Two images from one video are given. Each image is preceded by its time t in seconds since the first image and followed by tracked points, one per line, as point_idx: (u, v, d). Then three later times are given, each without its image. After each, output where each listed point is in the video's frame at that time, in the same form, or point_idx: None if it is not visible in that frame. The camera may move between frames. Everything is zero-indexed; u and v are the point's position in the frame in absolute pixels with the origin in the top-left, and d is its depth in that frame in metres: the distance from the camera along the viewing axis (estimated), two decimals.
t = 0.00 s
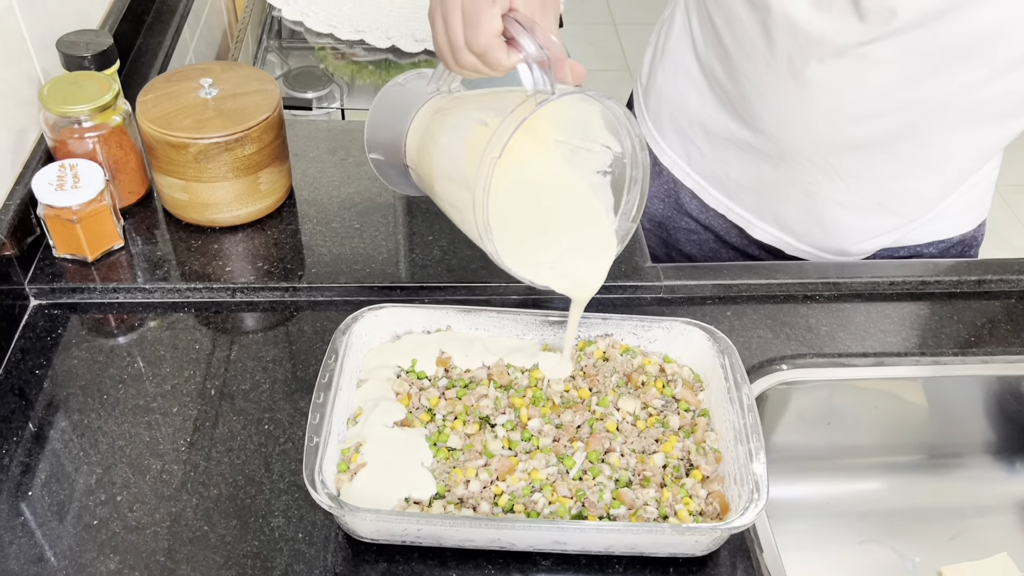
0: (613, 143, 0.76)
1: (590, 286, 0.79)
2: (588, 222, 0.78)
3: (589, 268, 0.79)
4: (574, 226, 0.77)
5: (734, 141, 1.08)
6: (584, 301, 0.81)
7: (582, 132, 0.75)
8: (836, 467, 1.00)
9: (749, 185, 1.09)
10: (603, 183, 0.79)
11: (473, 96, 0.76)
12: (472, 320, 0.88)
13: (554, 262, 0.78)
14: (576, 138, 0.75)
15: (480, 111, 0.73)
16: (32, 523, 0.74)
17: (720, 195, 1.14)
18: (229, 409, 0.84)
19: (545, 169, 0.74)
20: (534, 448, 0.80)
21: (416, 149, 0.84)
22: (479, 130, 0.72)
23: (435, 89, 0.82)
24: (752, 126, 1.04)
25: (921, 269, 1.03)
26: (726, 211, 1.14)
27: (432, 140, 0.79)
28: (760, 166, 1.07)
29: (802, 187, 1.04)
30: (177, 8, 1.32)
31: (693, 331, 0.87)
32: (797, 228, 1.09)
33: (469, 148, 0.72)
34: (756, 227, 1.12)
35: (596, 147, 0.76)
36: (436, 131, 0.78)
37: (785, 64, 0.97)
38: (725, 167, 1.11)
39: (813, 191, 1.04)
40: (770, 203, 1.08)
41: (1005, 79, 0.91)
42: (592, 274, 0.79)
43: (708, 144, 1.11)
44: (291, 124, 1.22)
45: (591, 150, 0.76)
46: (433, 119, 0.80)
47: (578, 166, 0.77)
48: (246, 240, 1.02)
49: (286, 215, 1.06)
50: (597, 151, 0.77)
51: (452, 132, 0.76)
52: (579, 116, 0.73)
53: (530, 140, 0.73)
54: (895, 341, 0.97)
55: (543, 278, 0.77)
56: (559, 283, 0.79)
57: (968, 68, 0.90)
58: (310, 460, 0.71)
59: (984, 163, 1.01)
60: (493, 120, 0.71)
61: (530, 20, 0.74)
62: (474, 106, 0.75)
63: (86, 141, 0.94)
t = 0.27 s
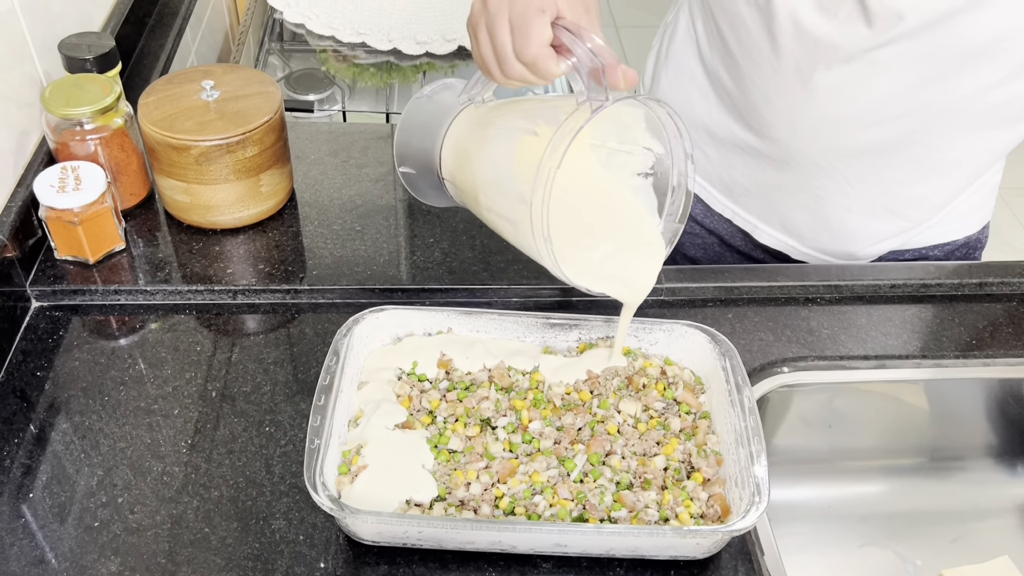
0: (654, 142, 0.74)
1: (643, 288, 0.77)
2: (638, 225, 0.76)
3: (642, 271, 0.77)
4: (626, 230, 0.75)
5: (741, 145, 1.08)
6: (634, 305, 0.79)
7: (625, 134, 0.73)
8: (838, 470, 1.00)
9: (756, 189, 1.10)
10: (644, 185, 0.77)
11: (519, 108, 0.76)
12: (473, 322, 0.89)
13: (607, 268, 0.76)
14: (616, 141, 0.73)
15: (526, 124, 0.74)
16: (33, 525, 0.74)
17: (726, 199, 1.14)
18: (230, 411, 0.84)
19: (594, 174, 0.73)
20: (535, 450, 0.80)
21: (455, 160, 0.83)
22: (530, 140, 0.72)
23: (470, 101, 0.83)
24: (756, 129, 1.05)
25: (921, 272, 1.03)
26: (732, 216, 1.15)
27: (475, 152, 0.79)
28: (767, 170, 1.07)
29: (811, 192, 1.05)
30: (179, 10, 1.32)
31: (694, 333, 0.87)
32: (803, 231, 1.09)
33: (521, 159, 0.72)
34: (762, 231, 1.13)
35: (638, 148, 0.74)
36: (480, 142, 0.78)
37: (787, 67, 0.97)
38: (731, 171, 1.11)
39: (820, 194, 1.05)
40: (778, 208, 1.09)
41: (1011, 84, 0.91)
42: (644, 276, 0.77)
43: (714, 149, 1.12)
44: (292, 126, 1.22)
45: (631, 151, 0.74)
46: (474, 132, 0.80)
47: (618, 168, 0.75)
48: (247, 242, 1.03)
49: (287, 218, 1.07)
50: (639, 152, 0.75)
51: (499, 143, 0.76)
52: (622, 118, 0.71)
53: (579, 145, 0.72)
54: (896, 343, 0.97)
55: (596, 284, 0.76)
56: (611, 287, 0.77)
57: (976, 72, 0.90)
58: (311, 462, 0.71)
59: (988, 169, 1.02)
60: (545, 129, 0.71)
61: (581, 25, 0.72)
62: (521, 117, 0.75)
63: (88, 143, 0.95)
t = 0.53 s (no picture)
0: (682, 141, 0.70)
1: (679, 290, 0.75)
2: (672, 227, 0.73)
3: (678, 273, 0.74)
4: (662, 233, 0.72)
5: (745, 148, 1.09)
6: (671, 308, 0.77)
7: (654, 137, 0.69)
8: (838, 472, 1.00)
9: (759, 192, 1.10)
10: (673, 186, 0.73)
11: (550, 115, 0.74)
12: (474, 324, 0.89)
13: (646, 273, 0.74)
14: (643, 143, 0.68)
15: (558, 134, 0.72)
16: (34, 526, 0.74)
17: (730, 203, 1.16)
18: (231, 413, 0.84)
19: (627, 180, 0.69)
20: (536, 452, 0.80)
21: (481, 168, 0.81)
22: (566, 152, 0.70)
23: (495, 110, 0.82)
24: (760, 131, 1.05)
25: (922, 274, 1.03)
26: (736, 219, 1.16)
27: (503, 162, 0.77)
28: (771, 174, 1.08)
29: (815, 195, 1.05)
30: (180, 12, 1.32)
31: (695, 335, 0.87)
32: (805, 234, 1.09)
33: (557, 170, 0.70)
34: (766, 233, 1.13)
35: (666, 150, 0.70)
36: (509, 153, 0.77)
37: (789, 69, 0.98)
38: (736, 174, 1.12)
39: (824, 198, 1.05)
40: (781, 211, 1.09)
41: (1015, 87, 0.91)
42: (682, 277, 0.74)
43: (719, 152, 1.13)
44: (293, 127, 1.22)
45: (659, 154, 0.70)
46: (501, 140, 0.78)
47: (646, 172, 0.71)
48: (248, 244, 1.03)
49: (288, 219, 1.07)
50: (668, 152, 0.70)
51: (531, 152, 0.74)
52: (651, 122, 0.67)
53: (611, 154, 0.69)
54: (897, 345, 0.97)
55: (633, 289, 0.74)
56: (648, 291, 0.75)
57: (982, 74, 0.90)
58: (311, 463, 0.71)
59: (991, 172, 1.02)
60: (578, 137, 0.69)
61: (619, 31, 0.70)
62: (551, 125, 0.74)
63: (90, 144, 0.95)
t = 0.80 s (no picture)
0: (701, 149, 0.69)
1: (703, 303, 0.74)
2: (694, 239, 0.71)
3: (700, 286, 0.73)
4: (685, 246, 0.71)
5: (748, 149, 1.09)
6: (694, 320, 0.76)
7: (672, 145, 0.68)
8: (839, 473, 1.00)
9: (762, 193, 1.10)
10: (692, 196, 0.72)
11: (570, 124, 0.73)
12: (474, 325, 0.89)
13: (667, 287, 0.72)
14: (662, 153, 0.68)
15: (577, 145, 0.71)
16: (34, 527, 0.74)
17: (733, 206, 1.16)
18: (231, 414, 0.84)
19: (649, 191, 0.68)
20: (536, 453, 0.80)
21: (496, 180, 0.80)
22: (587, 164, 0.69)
23: (507, 120, 0.79)
24: (761, 132, 1.05)
25: (922, 275, 1.03)
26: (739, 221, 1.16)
27: (522, 174, 0.76)
28: (774, 175, 1.08)
29: (818, 196, 1.05)
30: (180, 13, 1.32)
31: (695, 336, 0.87)
32: (808, 236, 1.09)
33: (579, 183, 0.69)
34: (768, 236, 1.13)
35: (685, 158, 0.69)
36: (527, 165, 0.75)
37: (790, 70, 0.98)
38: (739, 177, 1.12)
39: (828, 199, 1.05)
40: (784, 213, 1.09)
41: (1021, 88, 0.91)
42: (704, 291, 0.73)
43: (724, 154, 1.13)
44: (293, 128, 1.22)
45: (678, 163, 0.69)
46: (517, 153, 0.77)
47: (663, 183, 0.70)
48: (249, 245, 1.03)
49: (289, 220, 1.07)
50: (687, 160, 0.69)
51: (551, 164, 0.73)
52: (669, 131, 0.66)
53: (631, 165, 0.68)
54: (897, 347, 0.97)
55: (655, 302, 0.73)
56: (672, 305, 0.74)
57: (986, 75, 0.90)
58: (311, 464, 0.71)
59: (992, 175, 1.02)
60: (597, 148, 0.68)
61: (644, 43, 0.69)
62: (571, 137, 0.72)
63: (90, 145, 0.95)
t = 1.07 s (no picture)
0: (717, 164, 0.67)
1: (723, 322, 0.72)
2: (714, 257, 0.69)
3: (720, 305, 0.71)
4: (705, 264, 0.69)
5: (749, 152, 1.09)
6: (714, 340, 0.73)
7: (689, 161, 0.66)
8: (840, 475, 1.00)
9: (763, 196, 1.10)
10: (707, 211, 0.69)
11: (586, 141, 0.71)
12: (474, 326, 0.89)
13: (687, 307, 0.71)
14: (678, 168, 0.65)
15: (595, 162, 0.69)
16: (34, 528, 0.74)
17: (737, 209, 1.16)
18: (232, 415, 0.84)
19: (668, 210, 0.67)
20: (537, 454, 0.80)
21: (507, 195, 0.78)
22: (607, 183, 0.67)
23: (518, 134, 0.78)
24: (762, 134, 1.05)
25: (923, 276, 1.03)
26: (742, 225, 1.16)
27: (536, 190, 0.74)
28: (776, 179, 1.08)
29: (820, 201, 1.05)
30: (181, 14, 1.32)
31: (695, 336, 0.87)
32: (809, 239, 1.09)
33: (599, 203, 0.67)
34: (770, 238, 1.13)
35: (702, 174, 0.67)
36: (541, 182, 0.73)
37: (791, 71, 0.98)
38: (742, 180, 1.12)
39: (830, 203, 1.05)
40: (785, 216, 1.09)
41: None
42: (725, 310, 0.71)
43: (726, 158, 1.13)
44: (294, 129, 1.22)
45: (693, 178, 0.67)
46: (527, 168, 0.75)
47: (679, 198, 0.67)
48: (249, 246, 1.03)
49: (289, 221, 1.07)
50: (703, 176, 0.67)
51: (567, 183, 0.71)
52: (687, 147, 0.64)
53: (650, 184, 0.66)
54: (898, 348, 0.97)
55: (676, 323, 0.71)
56: (691, 323, 0.72)
57: (989, 78, 0.91)
58: (312, 465, 0.71)
59: (994, 178, 1.02)
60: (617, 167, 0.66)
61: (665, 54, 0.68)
62: (587, 153, 0.71)
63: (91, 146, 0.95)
